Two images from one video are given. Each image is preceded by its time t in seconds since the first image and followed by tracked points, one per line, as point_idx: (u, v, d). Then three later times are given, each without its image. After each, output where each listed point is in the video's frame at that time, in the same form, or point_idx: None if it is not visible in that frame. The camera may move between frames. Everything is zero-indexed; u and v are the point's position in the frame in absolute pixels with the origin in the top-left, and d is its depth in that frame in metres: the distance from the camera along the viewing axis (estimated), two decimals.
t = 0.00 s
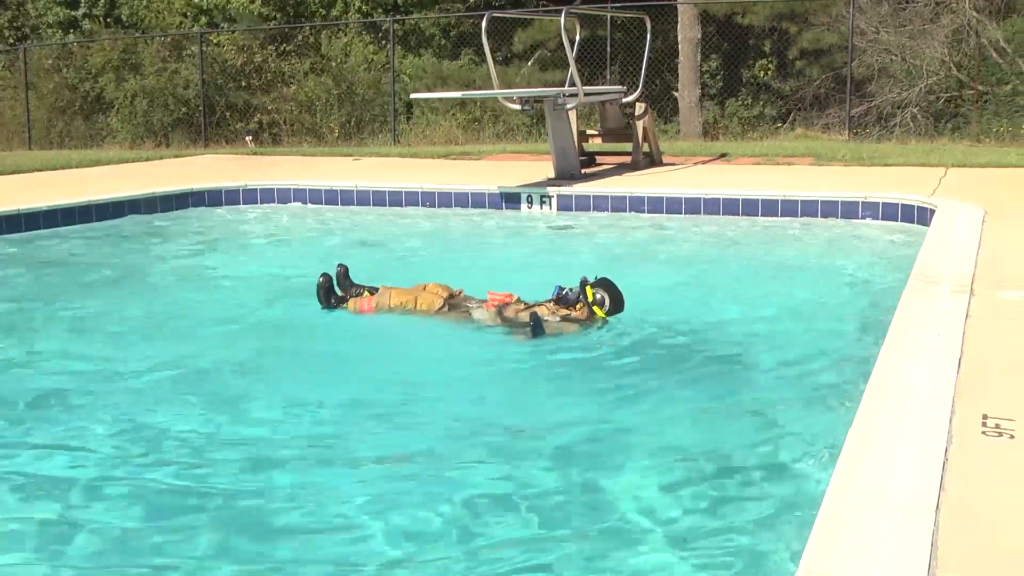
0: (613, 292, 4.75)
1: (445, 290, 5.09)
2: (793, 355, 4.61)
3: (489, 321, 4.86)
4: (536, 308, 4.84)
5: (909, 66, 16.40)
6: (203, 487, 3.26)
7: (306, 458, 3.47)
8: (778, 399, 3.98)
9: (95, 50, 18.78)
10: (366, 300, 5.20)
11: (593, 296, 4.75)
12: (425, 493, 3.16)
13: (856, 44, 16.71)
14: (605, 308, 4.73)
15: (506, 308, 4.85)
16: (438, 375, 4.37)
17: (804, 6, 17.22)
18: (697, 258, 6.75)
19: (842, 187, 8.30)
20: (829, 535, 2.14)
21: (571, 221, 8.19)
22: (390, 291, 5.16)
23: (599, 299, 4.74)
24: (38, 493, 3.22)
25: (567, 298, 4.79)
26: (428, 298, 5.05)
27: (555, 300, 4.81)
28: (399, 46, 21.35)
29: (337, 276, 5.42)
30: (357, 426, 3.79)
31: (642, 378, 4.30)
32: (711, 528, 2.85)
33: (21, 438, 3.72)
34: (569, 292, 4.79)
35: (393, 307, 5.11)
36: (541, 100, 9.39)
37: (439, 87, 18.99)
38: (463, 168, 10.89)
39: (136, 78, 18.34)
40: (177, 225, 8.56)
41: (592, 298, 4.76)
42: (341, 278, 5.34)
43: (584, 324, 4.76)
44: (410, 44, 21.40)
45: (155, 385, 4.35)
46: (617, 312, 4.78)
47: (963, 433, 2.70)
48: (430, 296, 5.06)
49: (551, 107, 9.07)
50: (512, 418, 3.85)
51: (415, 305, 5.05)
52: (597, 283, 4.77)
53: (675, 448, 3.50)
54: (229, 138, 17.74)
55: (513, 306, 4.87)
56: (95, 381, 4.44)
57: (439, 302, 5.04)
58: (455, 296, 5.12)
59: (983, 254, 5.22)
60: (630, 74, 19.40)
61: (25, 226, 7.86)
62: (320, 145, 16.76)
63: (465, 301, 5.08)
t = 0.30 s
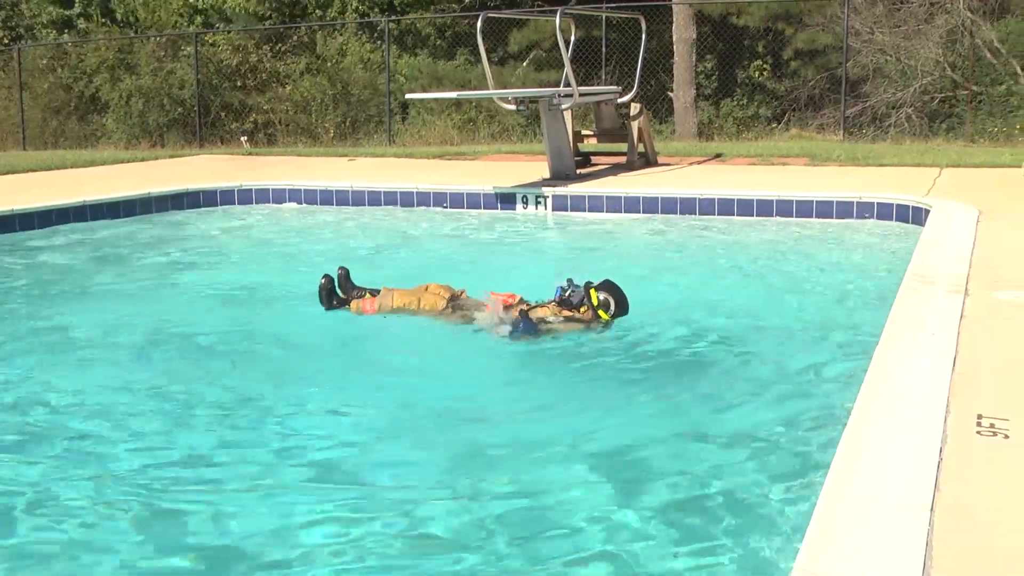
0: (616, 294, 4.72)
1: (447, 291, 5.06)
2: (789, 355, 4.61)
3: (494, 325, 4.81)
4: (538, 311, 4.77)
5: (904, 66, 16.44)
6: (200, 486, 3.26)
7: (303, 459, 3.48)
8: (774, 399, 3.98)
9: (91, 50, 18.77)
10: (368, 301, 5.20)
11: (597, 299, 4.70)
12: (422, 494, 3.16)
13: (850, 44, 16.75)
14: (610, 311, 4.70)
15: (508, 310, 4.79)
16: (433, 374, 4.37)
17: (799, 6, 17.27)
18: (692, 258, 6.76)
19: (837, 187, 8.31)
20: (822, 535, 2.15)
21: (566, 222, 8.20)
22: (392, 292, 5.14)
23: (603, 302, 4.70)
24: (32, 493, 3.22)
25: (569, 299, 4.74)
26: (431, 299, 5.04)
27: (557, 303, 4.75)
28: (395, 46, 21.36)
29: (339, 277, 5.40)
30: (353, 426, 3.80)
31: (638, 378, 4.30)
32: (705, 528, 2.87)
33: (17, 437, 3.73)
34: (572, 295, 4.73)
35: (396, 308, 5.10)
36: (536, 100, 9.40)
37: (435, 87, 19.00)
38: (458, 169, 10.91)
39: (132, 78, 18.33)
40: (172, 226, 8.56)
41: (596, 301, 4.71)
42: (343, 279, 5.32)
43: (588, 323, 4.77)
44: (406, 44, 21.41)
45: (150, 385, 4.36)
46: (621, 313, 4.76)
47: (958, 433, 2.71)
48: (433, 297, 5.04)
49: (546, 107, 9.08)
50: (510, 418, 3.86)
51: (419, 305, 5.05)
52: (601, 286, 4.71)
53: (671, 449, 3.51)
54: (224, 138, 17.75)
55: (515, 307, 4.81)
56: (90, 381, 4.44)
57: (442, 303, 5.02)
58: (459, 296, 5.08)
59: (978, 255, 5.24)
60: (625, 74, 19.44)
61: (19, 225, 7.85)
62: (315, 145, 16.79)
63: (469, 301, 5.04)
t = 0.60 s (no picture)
0: (615, 295, 4.73)
1: (444, 292, 5.02)
2: (780, 355, 4.61)
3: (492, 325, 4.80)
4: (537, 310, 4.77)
5: (894, 66, 16.47)
6: (193, 487, 3.25)
7: (296, 458, 3.48)
8: (766, 399, 3.99)
9: (81, 50, 18.72)
10: (366, 303, 5.15)
11: (595, 298, 4.70)
12: (413, 495, 3.15)
13: (841, 44, 16.77)
14: (607, 311, 4.73)
15: (507, 310, 4.78)
16: (425, 374, 4.37)
17: (790, 7, 17.32)
18: (683, 258, 6.77)
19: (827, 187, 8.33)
20: (814, 533, 2.16)
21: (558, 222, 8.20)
22: (390, 294, 5.10)
23: (601, 303, 4.71)
24: (23, 495, 3.21)
25: (568, 299, 4.76)
26: (428, 301, 4.99)
27: (556, 303, 4.77)
28: (386, 46, 21.33)
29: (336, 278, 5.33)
30: (345, 425, 3.80)
31: (630, 378, 4.29)
32: (698, 528, 2.87)
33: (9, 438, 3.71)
34: (571, 295, 4.74)
35: (393, 310, 5.06)
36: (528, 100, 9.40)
37: (426, 87, 18.98)
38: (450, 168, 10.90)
39: (123, 78, 18.29)
40: (164, 226, 8.54)
41: (594, 302, 4.71)
42: (340, 281, 5.27)
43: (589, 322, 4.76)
44: (397, 44, 21.39)
45: (142, 385, 4.35)
46: (618, 313, 4.78)
47: (948, 431, 2.73)
48: (430, 298, 4.99)
49: (538, 107, 9.09)
50: (502, 417, 3.86)
51: (416, 308, 5.00)
52: (599, 284, 4.72)
53: (663, 448, 3.52)
54: (215, 139, 17.72)
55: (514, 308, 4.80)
56: (82, 381, 4.43)
57: (440, 303, 4.97)
58: (456, 297, 5.04)
59: (968, 254, 5.26)
60: (617, 74, 19.46)
61: (9, 225, 7.82)
62: (307, 145, 16.78)
63: (466, 302, 5.01)
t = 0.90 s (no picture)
0: (612, 296, 4.67)
1: (442, 292, 4.99)
2: (771, 355, 4.60)
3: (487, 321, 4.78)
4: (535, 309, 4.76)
5: (884, 66, 16.49)
6: (183, 488, 3.23)
7: (287, 459, 3.46)
8: (758, 398, 3.98)
9: (72, 50, 18.65)
10: (363, 305, 5.13)
11: (590, 299, 4.67)
12: (404, 496, 3.13)
13: (831, 44, 16.78)
14: (603, 311, 4.68)
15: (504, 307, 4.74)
16: (416, 374, 4.36)
17: (780, 6, 17.36)
18: (675, 258, 6.76)
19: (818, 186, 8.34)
20: (803, 533, 2.15)
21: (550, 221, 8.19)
22: (389, 295, 5.06)
23: (596, 303, 4.68)
24: (10, 497, 3.18)
25: (566, 299, 4.76)
26: (426, 301, 4.95)
27: (553, 302, 4.78)
28: (378, 46, 21.30)
29: (333, 280, 5.28)
30: (336, 426, 3.78)
31: (622, 378, 4.28)
32: (689, 527, 2.86)
33: None
34: (568, 294, 4.76)
35: (391, 311, 5.02)
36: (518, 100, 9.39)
37: (417, 87, 18.96)
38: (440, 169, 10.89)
39: (113, 78, 18.22)
40: (154, 226, 8.50)
41: (590, 302, 4.69)
42: (337, 283, 5.23)
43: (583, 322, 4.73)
44: (388, 44, 21.36)
45: (131, 386, 4.32)
46: (615, 315, 4.71)
47: (937, 431, 2.72)
48: (427, 299, 4.95)
49: (528, 107, 9.08)
50: (493, 417, 3.85)
51: (414, 309, 4.96)
52: (594, 285, 4.68)
53: (654, 447, 3.51)
54: (206, 139, 17.67)
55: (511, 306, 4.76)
56: (71, 382, 4.40)
57: (437, 304, 4.94)
58: (452, 298, 5.04)
59: (958, 253, 5.27)
60: (608, 74, 19.47)
61: None
62: (297, 145, 16.74)
63: (463, 301, 5.00)
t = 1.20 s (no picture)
0: (611, 297, 4.80)
1: (443, 292, 5.04)
2: (766, 355, 4.61)
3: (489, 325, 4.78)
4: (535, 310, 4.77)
5: (878, 66, 16.54)
6: (179, 487, 3.24)
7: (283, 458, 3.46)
8: (753, 399, 3.99)
9: (66, 49, 18.61)
10: (364, 302, 5.18)
11: (592, 299, 4.76)
12: (403, 494, 3.14)
13: (825, 44, 16.81)
14: (604, 312, 4.78)
15: (506, 310, 4.76)
16: (411, 373, 4.37)
17: (774, 6, 17.40)
18: (670, 258, 6.76)
19: (811, 186, 8.37)
20: (797, 533, 2.16)
21: (543, 222, 8.20)
22: (389, 294, 5.13)
23: (597, 304, 4.78)
24: (9, 496, 3.19)
25: (566, 300, 4.77)
26: (426, 301, 5.02)
27: (553, 303, 4.79)
28: (372, 45, 21.29)
29: (334, 280, 5.39)
30: (333, 425, 3.79)
31: (617, 378, 4.29)
32: (685, 525, 2.88)
33: None
34: (568, 296, 4.76)
35: (391, 310, 5.08)
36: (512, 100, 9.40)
37: (411, 87, 18.94)
38: (434, 169, 10.89)
39: (107, 79, 18.17)
40: (148, 226, 8.49)
41: (592, 303, 4.76)
42: (337, 282, 5.32)
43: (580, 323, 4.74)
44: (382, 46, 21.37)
45: (128, 386, 4.32)
46: (614, 315, 4.84)
47: (930, 429, 2.75)
48: (428, 299, 5.01)
49: (522, 107, 9.08)
50: (488, 416, 3.86)
51: (414, 308, 5.03)
52: (594, 286, 4.80)
53: (649, 445, 3.53)
54: (200, 139, 17.64)
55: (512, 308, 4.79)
56: (66, 382, 4.40)
57: (437, 304, 4.99)
58: (453, 297, 5.06)
59: (949, 252, 5.30)
60: (601, 74, 19.49)
61: None
62: (292, 145, 16.72)
63: (462, 301, 5.04)
